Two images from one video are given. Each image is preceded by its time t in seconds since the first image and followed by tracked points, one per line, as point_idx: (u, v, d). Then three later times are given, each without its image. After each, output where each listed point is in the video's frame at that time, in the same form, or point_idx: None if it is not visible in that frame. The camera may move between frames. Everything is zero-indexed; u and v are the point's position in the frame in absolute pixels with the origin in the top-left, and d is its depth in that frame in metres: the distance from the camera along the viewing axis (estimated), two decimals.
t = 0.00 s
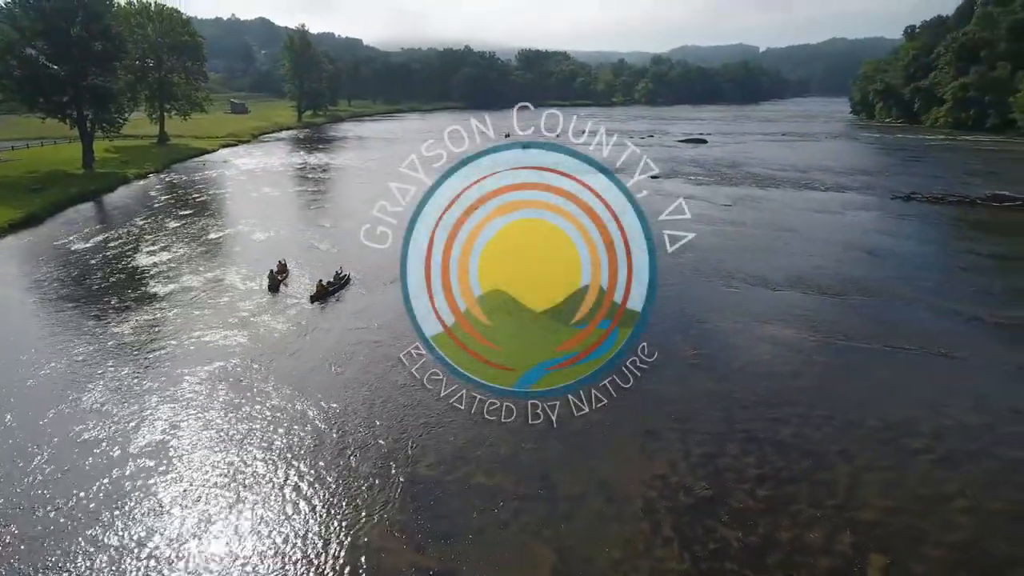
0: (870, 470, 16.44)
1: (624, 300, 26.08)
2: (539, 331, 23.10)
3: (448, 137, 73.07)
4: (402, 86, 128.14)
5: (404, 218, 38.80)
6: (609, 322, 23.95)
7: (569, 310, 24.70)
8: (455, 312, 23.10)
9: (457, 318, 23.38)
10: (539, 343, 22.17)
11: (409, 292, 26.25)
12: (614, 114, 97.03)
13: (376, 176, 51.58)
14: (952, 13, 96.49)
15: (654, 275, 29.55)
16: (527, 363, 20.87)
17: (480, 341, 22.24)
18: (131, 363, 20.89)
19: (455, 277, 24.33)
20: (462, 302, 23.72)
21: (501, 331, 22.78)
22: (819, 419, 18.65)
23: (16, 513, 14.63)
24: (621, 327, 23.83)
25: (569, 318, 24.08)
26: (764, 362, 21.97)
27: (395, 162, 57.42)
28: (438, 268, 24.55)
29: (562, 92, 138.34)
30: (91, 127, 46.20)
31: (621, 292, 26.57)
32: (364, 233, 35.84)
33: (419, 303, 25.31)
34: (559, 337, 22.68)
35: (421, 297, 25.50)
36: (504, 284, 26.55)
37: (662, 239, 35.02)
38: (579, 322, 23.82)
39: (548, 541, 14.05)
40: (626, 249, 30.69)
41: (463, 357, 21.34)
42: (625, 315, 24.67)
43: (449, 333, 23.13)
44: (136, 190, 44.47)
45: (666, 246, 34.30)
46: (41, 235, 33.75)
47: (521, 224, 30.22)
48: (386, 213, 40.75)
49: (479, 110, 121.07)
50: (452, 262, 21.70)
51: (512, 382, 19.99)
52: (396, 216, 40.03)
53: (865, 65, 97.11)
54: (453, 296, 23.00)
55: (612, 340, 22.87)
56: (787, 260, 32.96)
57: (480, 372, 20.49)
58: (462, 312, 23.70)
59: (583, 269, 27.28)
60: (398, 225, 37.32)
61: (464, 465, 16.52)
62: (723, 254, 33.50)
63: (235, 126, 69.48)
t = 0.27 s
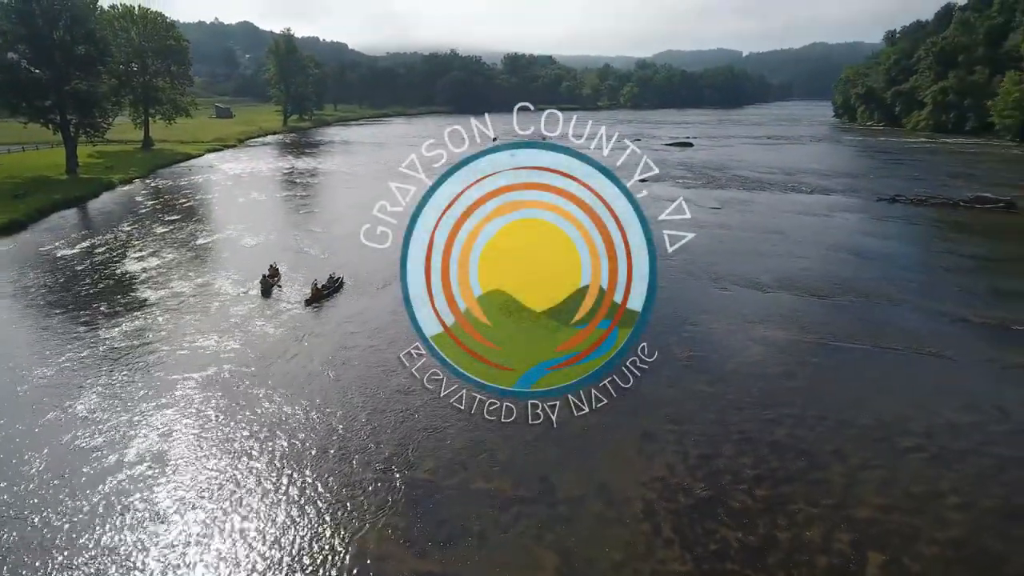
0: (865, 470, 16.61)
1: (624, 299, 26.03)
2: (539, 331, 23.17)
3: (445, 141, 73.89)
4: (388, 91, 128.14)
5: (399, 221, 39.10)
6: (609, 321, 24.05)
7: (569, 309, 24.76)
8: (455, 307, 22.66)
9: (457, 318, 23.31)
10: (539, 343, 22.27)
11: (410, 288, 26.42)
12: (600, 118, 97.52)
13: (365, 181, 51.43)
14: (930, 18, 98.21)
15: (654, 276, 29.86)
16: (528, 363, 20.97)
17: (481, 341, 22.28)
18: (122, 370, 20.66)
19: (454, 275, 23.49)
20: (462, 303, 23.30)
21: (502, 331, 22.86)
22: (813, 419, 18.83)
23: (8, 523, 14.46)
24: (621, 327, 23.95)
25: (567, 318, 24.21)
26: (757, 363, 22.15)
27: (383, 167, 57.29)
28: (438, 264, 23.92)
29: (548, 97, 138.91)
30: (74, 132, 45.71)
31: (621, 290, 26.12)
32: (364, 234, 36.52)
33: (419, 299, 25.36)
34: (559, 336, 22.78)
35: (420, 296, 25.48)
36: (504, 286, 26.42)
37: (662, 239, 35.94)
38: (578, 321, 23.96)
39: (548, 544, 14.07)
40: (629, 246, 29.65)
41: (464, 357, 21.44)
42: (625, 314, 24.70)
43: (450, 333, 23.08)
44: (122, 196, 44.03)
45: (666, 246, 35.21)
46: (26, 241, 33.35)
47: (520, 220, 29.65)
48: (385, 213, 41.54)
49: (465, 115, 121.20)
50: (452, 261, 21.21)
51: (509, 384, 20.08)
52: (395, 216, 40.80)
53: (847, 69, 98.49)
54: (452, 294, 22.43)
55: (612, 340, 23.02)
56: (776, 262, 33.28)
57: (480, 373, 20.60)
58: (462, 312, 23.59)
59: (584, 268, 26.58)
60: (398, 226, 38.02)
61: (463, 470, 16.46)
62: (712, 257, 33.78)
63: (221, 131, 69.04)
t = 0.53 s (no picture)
0: (861, 470, 16.79)
1: (623, 299, 25.89)
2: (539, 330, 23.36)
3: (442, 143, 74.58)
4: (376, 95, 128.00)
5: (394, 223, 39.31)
6: (609, 321, 24.17)
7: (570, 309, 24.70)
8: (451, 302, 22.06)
9: (457, 318, 23.35)
10: (538, 342, 22.44)
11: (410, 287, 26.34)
12: (588, 122, 97.94)
13: (355, 185, 51.30)
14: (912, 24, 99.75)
15: (654, 278, 30.13)
16: (527, 362, 21.14)
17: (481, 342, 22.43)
18: (116, 377, 20.47)
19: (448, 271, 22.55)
20: (462, 302, 23.01)
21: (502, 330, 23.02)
22: (809, 420, 19.02)
23: (6, 532, 14.32)
24: (622, 327, 24.11)
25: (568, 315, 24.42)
26: (752, 365, 22.32)
27: (372, 172, 57.17)
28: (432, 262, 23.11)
29: (535, 101, 139.32)
30: (61, 136, 45.25)
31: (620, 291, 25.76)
32: (364, 235, 37.10)
33: (419, 299, 25.53)
34: (559, 336, 22.94)
35: (420, 296, 25.61)
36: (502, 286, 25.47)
37: (662, 239, 36.79)
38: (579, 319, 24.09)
39: (551, 547, 14.09)
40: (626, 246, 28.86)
41: (463, 357, 21.67)
42: (624, 314, 24.70)
43: (450, 333, 23.13)
44: (110, 200, 43.64)
45: (666, 246, 36.08)
46: (14, 246, 32.97)
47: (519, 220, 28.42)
48: (384, 213, 42.42)
49: (453, 118, 121.24)
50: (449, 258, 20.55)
51: (509, 384, 20.21)
52: (395, 216, 41.54)
53: (831, 74, 99.69)
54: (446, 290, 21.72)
55: (612, 340, 23.20)
56: (767, 265, 33.60)
57: (480, 372, 20.80)
58: (462, 312, 23.59)
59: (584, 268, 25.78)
60: (398, 225, 38.75)
61: (464, 473, 16.46)
62: (704, 259, 34.01)
63: (208, 135, 68.62)
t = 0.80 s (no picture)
0: (860, 469, 16.93)
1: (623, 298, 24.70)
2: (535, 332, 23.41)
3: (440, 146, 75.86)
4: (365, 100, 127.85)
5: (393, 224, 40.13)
6: (609, 320, 23.84)
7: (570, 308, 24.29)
8: (449, 305, 20.88)
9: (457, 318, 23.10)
10: (538, 343, 22.49)
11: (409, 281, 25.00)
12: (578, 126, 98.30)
13: (346, 189, 51.14)
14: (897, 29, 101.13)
15: (654, 280, 30.21)
16: (527, 362, 21.26)
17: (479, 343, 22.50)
18: (110, 384, 20.26)
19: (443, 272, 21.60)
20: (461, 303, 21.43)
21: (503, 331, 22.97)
22: (806, 421, 19.16)
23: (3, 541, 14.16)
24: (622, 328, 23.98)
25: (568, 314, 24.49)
26: (748, 366, 22.47)
27: (363, 176, 57.05)
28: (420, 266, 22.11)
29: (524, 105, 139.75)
30: (48, 141, 44.88)
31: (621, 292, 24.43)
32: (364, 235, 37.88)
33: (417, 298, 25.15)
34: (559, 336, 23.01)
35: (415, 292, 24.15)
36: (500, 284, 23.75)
37: (662, 240, 37.65)
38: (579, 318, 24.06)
39: (555, 550, 14.10)
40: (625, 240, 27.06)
41: (463, 356, 21.73)
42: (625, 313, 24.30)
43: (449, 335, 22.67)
44: (98, 205, 43.28)
45: (666, 246, 36.92)
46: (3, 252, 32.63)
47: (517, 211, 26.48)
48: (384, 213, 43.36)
49: (442, 122, 121.32)
50: (448, 262, 19.29)
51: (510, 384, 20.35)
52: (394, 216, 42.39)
53: (818, 77, 100.74)
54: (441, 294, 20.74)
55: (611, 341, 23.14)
56: (759, 267, 33.87)
57: (479, 372, 20.91)
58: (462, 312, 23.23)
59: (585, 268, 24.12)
60: (397, 225, 39.47)
61: (465, 477, 16.44)
62: (697, 262, 34.23)
63: (197, 139, 68.25)
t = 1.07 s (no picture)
0: (857, 469, 17.11)
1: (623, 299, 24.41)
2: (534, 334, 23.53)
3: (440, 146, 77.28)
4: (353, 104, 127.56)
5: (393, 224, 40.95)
6: (609, 319, 23.79)
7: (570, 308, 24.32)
8: (448, 305, 20.59)
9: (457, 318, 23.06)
10: (538, 344, 22.64)
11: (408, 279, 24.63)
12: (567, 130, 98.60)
13: (337, 193, 50.99)
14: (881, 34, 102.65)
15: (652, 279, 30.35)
16: (527, 363, 21.44)
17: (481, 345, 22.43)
18: (104, 390, 20.08)
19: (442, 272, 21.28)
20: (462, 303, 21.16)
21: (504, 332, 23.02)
22: (803, 421, 19.35)
23: None
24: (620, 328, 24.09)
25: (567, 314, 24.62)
26: (744, 368, 22.64)
27: (353, 180, 56.91)
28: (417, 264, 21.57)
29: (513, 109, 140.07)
30: (34, 145, 44.39)
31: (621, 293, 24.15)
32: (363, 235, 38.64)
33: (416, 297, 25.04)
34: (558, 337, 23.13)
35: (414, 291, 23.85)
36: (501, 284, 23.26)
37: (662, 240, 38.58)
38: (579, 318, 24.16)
39: (559, 552, 14.14)
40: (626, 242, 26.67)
41: (464, 357, 21.81)
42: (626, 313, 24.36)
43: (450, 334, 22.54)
44: (86, 210, 42.87)
45: (665, 246, 37.63)
46: None
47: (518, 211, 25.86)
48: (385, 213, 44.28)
49: (431, 126, 121.30)
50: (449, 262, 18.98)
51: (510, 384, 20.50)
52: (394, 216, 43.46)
53: (804, 81, 101.90)
54: (442, 293, 20.45)
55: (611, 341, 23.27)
56: (751, 269, 34.16)
57: (480, 373, 21.03)
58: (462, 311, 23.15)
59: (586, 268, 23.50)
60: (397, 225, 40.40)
61: (466, 480, 16.44)
62: (690, 264, 34.44)
63: (184, 143, 67.80)
